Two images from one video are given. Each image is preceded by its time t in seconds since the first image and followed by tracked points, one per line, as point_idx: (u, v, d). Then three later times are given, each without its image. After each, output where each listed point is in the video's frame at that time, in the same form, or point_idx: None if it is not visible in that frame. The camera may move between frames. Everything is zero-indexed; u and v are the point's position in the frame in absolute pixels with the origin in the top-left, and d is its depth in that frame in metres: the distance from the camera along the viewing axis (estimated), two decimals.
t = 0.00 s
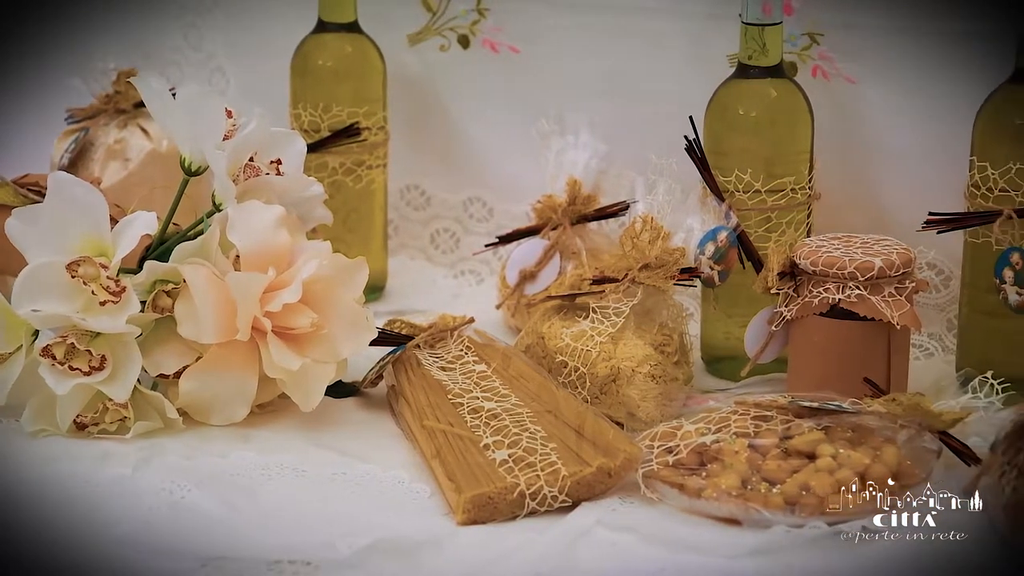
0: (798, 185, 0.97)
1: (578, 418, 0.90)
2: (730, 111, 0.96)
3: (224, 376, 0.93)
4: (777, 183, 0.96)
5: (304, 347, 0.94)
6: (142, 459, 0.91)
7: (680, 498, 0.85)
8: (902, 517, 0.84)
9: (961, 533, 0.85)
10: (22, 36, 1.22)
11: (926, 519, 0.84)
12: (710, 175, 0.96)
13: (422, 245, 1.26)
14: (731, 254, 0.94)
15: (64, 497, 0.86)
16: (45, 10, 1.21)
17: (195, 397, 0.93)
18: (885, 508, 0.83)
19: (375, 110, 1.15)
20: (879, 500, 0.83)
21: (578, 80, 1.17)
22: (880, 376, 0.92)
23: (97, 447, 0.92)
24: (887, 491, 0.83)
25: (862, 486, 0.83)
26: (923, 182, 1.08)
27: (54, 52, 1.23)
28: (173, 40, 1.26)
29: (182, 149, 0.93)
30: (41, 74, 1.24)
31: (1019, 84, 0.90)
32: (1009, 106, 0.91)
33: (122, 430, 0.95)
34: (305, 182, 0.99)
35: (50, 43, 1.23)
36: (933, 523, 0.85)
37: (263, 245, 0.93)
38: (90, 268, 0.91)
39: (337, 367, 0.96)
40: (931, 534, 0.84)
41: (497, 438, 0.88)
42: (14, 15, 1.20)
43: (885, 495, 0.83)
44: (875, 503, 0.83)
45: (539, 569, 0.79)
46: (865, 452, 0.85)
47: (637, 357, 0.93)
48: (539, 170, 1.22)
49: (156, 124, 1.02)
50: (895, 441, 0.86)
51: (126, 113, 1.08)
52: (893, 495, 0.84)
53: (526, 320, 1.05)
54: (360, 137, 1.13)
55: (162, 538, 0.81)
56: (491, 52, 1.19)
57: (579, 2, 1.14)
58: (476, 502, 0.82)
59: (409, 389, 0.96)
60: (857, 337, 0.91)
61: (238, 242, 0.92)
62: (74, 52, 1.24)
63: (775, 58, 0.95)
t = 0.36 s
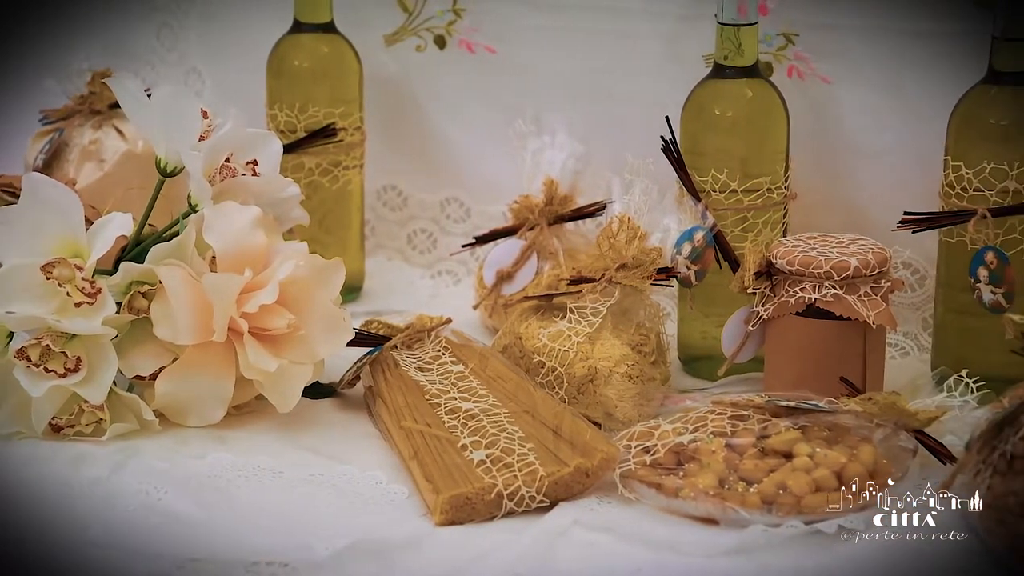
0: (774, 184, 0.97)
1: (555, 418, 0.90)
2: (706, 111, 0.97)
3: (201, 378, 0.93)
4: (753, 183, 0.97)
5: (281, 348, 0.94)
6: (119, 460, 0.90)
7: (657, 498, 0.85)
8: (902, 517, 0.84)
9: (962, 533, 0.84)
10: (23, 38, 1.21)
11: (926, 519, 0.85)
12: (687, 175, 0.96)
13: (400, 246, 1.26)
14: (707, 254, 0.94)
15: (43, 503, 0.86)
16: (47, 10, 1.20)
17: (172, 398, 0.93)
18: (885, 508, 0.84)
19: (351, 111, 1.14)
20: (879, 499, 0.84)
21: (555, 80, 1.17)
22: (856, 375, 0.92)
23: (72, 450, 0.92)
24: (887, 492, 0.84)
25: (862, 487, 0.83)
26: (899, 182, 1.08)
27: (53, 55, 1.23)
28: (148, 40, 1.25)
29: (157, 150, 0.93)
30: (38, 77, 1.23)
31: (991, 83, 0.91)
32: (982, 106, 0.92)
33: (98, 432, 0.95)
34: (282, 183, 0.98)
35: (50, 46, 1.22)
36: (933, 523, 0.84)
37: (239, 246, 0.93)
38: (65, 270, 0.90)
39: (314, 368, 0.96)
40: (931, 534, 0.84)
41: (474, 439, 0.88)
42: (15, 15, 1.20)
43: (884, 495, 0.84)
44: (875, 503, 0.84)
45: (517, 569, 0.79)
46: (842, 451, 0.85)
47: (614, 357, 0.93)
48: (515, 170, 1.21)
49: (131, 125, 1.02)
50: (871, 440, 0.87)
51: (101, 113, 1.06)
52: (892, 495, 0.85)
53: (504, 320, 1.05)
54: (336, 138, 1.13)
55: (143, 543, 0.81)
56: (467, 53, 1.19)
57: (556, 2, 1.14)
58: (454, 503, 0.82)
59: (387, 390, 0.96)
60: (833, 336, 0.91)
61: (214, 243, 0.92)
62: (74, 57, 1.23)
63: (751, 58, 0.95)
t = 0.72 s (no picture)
0: (746, 184, 0.97)
1: (529, 418, 0.90)
2: (677, 111, 0.97)
3: (173, 379, 0.93)
4: (725, 183, 0.97)
5: (253, 349, 0.93)
6: (91, 463, 0.90)
7: (631, 497, 0.85)
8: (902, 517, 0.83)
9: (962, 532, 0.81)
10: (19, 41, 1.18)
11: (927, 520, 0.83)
12: (659, 175, 0.96)
13: (372, 247, 1.26)
14: (680, 253, 0.94)
15: (18, 507, 0.87)
16: (48, 14, 1.18)
17: (145, 400, 0.93)
18: (884, 508, 0.84)
19: (323, 111, 1.14)
20: (879, 499, 0.85)
21: (528, 80, 1.17)
22: (828, 374, 0.92)
23: (43, 452, 0.91)
24: (887, 492, 0.85)
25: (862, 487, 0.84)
26: (871, 181, 1.08)
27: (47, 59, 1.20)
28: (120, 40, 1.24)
29: (127, 151, 0.92)
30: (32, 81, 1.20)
31: (961, 83, 0.91)
32: (952, 105, 0.92)
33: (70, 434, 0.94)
34: (253, 185, 0.98)
35: (43, 50, 1.20)
36: (934, 523, 0.82)
37: (211, 247, 0.92)
38: (35, 271, 0.90)
39: (287, 369, 0.96)
40: (931, 534, 0.82)
41: (448, 440, 0.87)
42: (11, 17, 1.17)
43: (884, 495, 0.85)
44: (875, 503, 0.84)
45: (491, 570, 0.79)
46: (814, 450, 0.85)
47: (587, 357, 0.94)
48: (487, 169, 1.21)
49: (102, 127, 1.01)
50: (843, 439, 0.87)
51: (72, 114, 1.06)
52: (893, 496, 0.85)
53: (478, 320, 1.05)
54: (308, 139, 1.13)
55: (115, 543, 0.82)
56: (439, 53, 1.19)
57: (528, 2, 1.14)
58: (427, 503, 0.82)
59: (360, 391, 0.96)
60: (806, 335, 0.92)
61: (186, 244, 0.92)
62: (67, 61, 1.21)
63: (723, 59, 0.95)
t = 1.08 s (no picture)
0: (723, 184, 0.98)
1: (507, 418, 0.90)
2: (655, 111, 0.97)
3: (150, 380, 0.92)
4: (702, 183, 0.98)
5: (230, 350, 0.93)
6: (67, 464, 0.90)
7: (609, 497, 0.85)
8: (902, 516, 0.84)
9: (961, 532, 0.79)
10: (15, 41, 1.18)
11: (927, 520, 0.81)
12: (636, 175, 0.97)
13: (350, 248, 1.26)
14: (658, 253, 0.94)
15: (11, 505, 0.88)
16: (47, 14, 1.18)
17: (121, 402, 0.92)
18: (885, 508, 0.86)
19: (300, 112, 1.14)
20: (879, 500, 0.86)
21: (506, 80, 1.17)
22: (805, 373, 0.93)
23: (20, 454, 0.91)
24: (887, 493, 0.86)
25: (862, 487, 0.86)
26: (848, 181, 1.09)
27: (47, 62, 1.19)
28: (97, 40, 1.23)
29: (104, 152, 0.92)
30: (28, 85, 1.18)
31: (937, 83, 0.92)
32: (928, 105, 0.92)
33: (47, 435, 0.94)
34: (230, 185, 0.98)
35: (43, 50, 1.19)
36: (934, 523, 0.80)
37: (187, 247, 0.92)
38: (10, 273, 0.89)
39: (265, 370, 0.96)
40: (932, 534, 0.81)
41: (426, 440, 0.87)
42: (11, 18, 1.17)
43: (885, 496, 0.86)
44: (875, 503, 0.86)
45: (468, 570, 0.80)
46: (792, 449, 0.85)
47: (565, 357, 0.94)
48: (466, 169, 1.21)
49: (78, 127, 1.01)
50: (821, 437, 0.87)
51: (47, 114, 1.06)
52: (893, 496, 0.86)
53: (456, 321, 1.05)
54: (285, 139, 1.13)
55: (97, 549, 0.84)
56: (417, 54, 1.19)
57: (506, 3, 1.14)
58: (405, 504, 0.81)
59: (338, 392, 0.95)
60: (783, 334, 0.92)
61: (162, 245, 0.91)
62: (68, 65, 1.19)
63: (699, 59, 0.96)
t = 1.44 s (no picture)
0: (704, 184, 0.98)
1: (489, 419, 0.90)
2: (637, 111, 0.97)
3: (131, 382, 0.92)
4: (684, 183, 0.97)
5: (212, 351, 0.93)
6: (48, 466, 0.89)
7: (591, 497, 0.85)
8: (901, 516, 0.81)
9: (962, 533, 0.76)
10: None
11: (926, 520, 0.79)
12: (618, 175, 0.97)
13: (331, 248, 1.25)
14: (640, 253, 0.95)
15: None
16: (48, 15, 1.18)
17: (103, 403, 0.92)
18: (885, 508, 0.84)
19: (281, 112, 1.14)
20: (878, 500, 0.84)
21: (488, 80, 1.16)
22: (786, 372, 0.93)
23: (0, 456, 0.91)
24: (886, 492, 0.84)
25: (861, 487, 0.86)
26: (829, 181, 1.09)
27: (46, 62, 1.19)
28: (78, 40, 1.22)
29: (85, 153, 0.93)
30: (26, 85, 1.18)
31: (917, 83, 0.92)
32: (907, 105, 0.93)
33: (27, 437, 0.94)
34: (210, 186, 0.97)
35: (44, 51, 1.19)
36: (933, 523, 0.78)
37: (169, 248, 0.92)
38: None
39: (246, 371, 0.95)
40: (932, 534, 0.78)
41: (408, 441, 0.87)
42: (11, 18, 1.17)
43: (885, 495, 0.84)
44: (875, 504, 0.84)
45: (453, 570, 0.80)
46: (773, 448, 0.85)
47: (547, 357, 0.93)
48: (448, 169, 1.21)
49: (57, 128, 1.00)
50: (802, 437, 0.87)
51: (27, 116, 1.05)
52: (893, 495, 0.83)
53: (438, 321, 1.05)
54: (267, 140, 1.13)
55: (73, 544, 0.83)
56: (398, 54, 1.18)
57: (487, 3, 1.14)
58: (387, 505, 0.81)
59: (320, 393, 0.95)
60: (765, 334, 0.92)
61: (143, 246, 0.91)
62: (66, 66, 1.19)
63: (681, 58, 0.96)
